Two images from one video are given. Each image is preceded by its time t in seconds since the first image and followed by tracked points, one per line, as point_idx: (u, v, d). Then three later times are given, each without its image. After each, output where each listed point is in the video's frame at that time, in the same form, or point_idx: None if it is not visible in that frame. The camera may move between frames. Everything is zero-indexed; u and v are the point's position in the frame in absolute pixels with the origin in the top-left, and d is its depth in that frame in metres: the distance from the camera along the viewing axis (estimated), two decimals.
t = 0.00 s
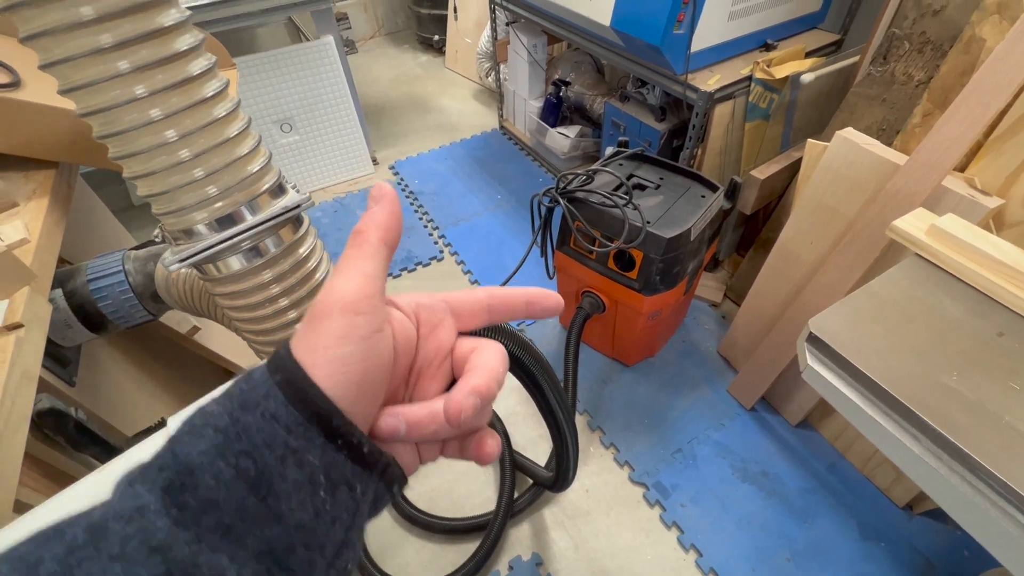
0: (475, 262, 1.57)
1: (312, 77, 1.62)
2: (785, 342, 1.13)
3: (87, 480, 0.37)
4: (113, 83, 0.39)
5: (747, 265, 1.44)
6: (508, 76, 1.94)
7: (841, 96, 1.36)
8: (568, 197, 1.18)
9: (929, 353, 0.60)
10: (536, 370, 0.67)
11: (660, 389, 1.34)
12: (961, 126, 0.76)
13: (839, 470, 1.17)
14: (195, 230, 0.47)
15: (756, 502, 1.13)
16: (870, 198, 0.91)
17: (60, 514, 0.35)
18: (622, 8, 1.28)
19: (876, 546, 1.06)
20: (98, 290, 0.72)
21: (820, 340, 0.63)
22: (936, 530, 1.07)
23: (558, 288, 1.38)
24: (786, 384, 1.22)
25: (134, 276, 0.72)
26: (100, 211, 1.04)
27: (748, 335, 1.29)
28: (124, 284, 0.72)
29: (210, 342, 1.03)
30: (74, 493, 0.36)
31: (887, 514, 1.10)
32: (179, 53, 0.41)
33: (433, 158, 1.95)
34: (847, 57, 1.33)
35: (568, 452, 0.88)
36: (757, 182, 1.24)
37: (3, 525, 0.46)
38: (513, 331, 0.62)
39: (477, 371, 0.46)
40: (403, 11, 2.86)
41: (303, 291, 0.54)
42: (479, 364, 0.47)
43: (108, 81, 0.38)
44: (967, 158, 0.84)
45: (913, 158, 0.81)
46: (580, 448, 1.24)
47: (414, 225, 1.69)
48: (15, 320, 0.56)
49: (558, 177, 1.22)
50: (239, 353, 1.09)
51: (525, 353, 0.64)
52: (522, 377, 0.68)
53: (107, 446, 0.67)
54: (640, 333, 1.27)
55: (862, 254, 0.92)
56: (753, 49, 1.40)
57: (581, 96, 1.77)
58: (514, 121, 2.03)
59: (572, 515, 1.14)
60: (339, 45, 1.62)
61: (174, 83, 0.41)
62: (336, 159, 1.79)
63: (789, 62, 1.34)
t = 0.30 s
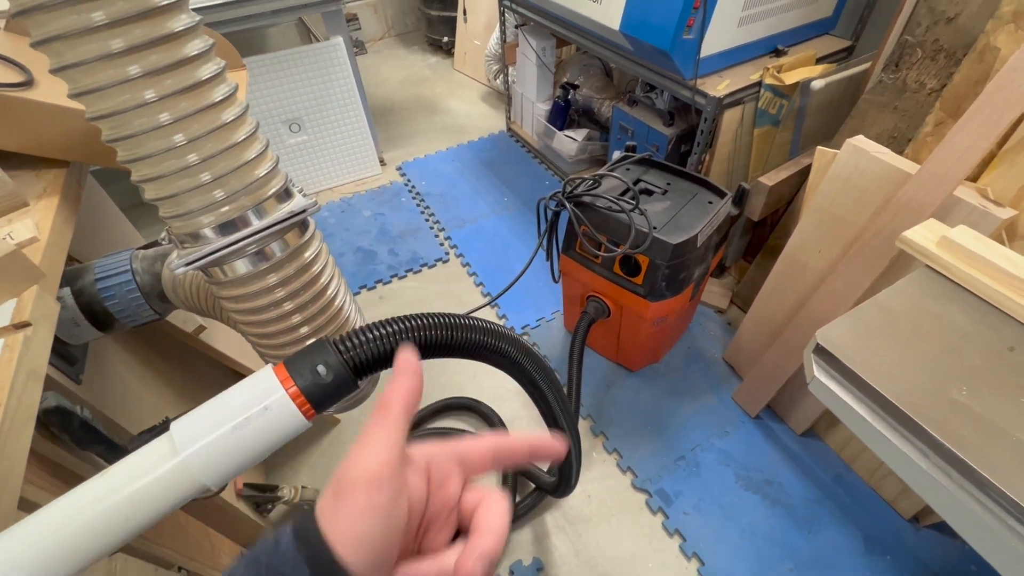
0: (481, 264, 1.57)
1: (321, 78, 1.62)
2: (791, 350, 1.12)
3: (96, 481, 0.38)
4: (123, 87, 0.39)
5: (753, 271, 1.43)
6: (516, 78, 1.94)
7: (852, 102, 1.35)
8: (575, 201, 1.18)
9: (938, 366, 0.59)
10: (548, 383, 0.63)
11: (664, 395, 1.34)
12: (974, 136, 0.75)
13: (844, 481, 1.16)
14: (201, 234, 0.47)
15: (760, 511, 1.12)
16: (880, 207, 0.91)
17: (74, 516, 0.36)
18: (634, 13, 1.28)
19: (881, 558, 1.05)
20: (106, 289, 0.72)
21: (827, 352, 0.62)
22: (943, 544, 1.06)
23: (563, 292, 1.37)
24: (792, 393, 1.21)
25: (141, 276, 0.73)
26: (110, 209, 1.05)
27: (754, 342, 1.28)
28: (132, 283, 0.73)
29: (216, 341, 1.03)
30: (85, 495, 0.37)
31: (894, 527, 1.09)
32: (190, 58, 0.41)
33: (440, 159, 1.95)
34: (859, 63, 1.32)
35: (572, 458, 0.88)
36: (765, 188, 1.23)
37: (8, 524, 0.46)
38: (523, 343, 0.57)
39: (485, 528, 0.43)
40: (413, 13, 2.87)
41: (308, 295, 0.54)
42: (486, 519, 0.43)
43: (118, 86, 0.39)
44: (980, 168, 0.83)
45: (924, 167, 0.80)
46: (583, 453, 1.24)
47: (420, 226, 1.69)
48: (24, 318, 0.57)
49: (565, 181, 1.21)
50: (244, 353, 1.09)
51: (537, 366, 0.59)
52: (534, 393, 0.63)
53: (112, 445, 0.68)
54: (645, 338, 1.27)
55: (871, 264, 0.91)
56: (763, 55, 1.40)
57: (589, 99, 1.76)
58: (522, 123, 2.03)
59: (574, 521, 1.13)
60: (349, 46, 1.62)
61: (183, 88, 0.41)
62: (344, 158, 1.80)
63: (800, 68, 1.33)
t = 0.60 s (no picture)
0: (488, 265, 1.56)
1: (333, 76, 1.63)
2: (799, 360, 1.10)
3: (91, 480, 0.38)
4: (125, 87, 0.39)
5: (763, 278, 1.42)
6: (528, 78, 1.93)
7: (867, 110, 1.32)
8: (582, 204, 1.17)
9: (948, 384, 0.58)
10: (548, 390, 0.62)
11: (669, 401, 1.33)
12: (992, 148, 0.73)
13: (851, 494, 1.14)
14: (202, 235, 0.47)
15: (763, 522, 1.11)
16: (894, 217, 0.89)
17: (68, 515, 0.36)
18: (645, 15, 1.27)
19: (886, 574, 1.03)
20: (112, 284, 0.73)
21: (834, 366, 0.61)
22: (950, 562, 1.04)
23: (570, 295, 1.37)
24: (799, 403, 1.20)
25: (147, 271, 0.73)
26: (120, 203, 1.06)
27: (762, 350, 1.26)
28: (138, 279, 0.73)
29: (222, 337, 1.04)
30: (80, 493, 0.37)
31: (900, 543, 1.07)
32: (194, 58, 0.41)
33: (450, 159, 1.95)
34: (875, 70, 1.29)
35: (574, 463, 0.87)
36: (777, 195, 1.22)
37: (7, 517, 0.46)
38: (523, 349, 0.56)
39: None
40: (427, 11, 2.87)
41: (308, 296, 0.54)
42: None
43: (121, 86, 0.39)
44: (998, 180, 0.81)
45: (939, 179, 0.79)
46: (585, 458, 1.23)
47: (428, 225, 1.69)
48: (30, 312, 0.57)
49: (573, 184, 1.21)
50: (250, 349, 1.10)
51: (537, 372, 0.58)
52: (534, 399, 0.62)
53: (114, 438, 0.68)
54: (650, 344, 1.26)
55: (883, 275, 0.90)
56: (778, 59, 1.38)
57: (601, 101, 1.74)
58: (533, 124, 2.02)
59: (574, 525, 1.13)
60: (361, 44, 1.62)
61: (186, 89, 0.41)
62: (355, 156, 1.81)
63: (816, 73, 1.31)
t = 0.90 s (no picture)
0: (511, 260, 1.56)
1: (366, 65, 1.64)
2: (826, 371, 1.08)
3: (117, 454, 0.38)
4: (167, 70, 0.40)
5: (792, 286, 1.38)
6: (559, 73, 1.92)
7: (911, 116, 1.27)
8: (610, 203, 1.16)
9: (986, 406, 0.56)
10: (568, 387, 0.61)
11: (687, 406, 1.31)
12: None
13: (873, 512, 1.12)
14: (235, 219, 0.48)
15: (779, 535, 1.09)
16: (935, 229, 0.86)
17: (95, 483, 0.37)
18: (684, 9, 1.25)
19: None
20: (148, 262, 0.75)
21: (866, 380, 0.59)
22: None
23: (592, 294, 1.36)
24: (824, 416, 1.17)
25: (181, 252, 0.75)
26: (156, 184, 1.09)
27: (788, 360, 1.24)
28: (171, 259, 0.75)
29: (248, 318, 1.06)
30: (108, 466, 0.38)
31: (922, 566, 1.04)
32: (233, 43, 0.42)
33: (478, 152, 1.95)
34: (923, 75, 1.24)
35: (589, 463, 0.87)
36: (811, 201, 1.19)
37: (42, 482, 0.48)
38: (544, 345, 0.55)
39: None
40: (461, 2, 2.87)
41: (335, 284, 0.55)
42: None
43: (163, 68, 0.40)
44: None
45: (988, 191, 0.76)
46: (599, 458, 1.23)
47: (453, 218, 1.70)
48: (69, 286, 0.60)
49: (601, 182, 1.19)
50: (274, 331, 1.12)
51: (557, 370, 0.58)
52: (552, 396, 0.62)
53: (143, 413, 0.70)
54: (672, 347, 1.24)
55: (920, 289, 0.87)
56: (820, 61, 1.34)
57: (632, 99, 1.72)
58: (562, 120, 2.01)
59: (585, 525, 1.13)
60: (395, 35, 1.63)
61: (226, 74, 0.42)
62: (384, 146, 1.82)
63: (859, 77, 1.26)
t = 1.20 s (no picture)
0: (541, 255, 1.56)
1: (411, 52, 1.65)
2: (862, 395, 1.04)
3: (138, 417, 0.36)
4: (216, 42, 0.41)
5: (831, 304, 1.33)
6: (604, 70, 1.89)
7: (978, 133, 1.20)
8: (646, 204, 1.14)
9: None
10: (587, 389, 0.60)
11: (710, 417, 1.28)
12: None
13: (899, 546, 1.07)
14: (271, 194, 0.49)
15: (795, 558, 1.06)
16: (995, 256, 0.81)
17: (102, 453, 0.35)
18: (739, 8, 1.21)
19: None
20: (189, 231, 0.77)
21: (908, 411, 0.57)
22: None
23: (620, 296, 1.34)
24: (854, 441, 1.13)
25: (221, 224, 0.77)
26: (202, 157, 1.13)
27: (820, 379, 1.19)
28: (211, 230, 0.77)
29: (281, 293, 1.09)
30: (119, 434, 0.36)
31: None
32: (281, 18, 0.42)
33: (516, 144, 1.94)
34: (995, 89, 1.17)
35: (604, 466, 0.86)
36: (859, 217, 1.14)
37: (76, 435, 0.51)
38: (567, 344, 0.55)
39: None
40: None
41: (364, 266, 0.55)
42: None
43: (212, 40, 0.40)
44: None
45: None
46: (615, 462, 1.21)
47: (487, 209, 1.70)
48: (113, 250, 0.62)
49: (639, 182, 1.17)
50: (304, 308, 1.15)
51: (576, 370, 0.57)
52: (571, 396, 0.61)
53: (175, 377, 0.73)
54: (699, 357, 1.22)
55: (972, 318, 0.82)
56: (882, 69, 1.28)
57: (677, 100, 1.69)
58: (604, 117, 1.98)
59: (595, 528, 1.12)
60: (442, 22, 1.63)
61: (271, 49, 0.42)
62: (423, 133, 1.83)
63: (923, 89, 1.20)
